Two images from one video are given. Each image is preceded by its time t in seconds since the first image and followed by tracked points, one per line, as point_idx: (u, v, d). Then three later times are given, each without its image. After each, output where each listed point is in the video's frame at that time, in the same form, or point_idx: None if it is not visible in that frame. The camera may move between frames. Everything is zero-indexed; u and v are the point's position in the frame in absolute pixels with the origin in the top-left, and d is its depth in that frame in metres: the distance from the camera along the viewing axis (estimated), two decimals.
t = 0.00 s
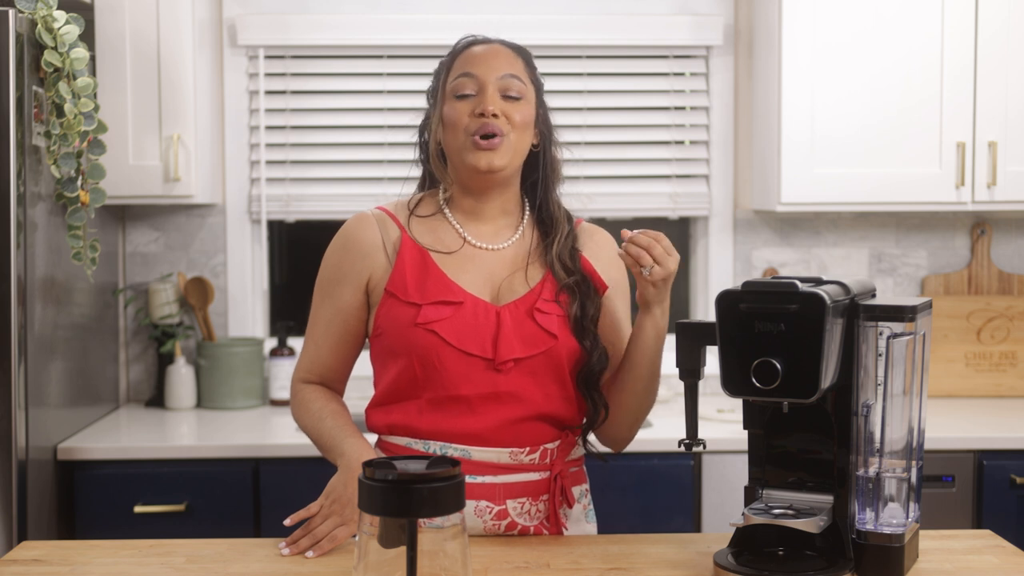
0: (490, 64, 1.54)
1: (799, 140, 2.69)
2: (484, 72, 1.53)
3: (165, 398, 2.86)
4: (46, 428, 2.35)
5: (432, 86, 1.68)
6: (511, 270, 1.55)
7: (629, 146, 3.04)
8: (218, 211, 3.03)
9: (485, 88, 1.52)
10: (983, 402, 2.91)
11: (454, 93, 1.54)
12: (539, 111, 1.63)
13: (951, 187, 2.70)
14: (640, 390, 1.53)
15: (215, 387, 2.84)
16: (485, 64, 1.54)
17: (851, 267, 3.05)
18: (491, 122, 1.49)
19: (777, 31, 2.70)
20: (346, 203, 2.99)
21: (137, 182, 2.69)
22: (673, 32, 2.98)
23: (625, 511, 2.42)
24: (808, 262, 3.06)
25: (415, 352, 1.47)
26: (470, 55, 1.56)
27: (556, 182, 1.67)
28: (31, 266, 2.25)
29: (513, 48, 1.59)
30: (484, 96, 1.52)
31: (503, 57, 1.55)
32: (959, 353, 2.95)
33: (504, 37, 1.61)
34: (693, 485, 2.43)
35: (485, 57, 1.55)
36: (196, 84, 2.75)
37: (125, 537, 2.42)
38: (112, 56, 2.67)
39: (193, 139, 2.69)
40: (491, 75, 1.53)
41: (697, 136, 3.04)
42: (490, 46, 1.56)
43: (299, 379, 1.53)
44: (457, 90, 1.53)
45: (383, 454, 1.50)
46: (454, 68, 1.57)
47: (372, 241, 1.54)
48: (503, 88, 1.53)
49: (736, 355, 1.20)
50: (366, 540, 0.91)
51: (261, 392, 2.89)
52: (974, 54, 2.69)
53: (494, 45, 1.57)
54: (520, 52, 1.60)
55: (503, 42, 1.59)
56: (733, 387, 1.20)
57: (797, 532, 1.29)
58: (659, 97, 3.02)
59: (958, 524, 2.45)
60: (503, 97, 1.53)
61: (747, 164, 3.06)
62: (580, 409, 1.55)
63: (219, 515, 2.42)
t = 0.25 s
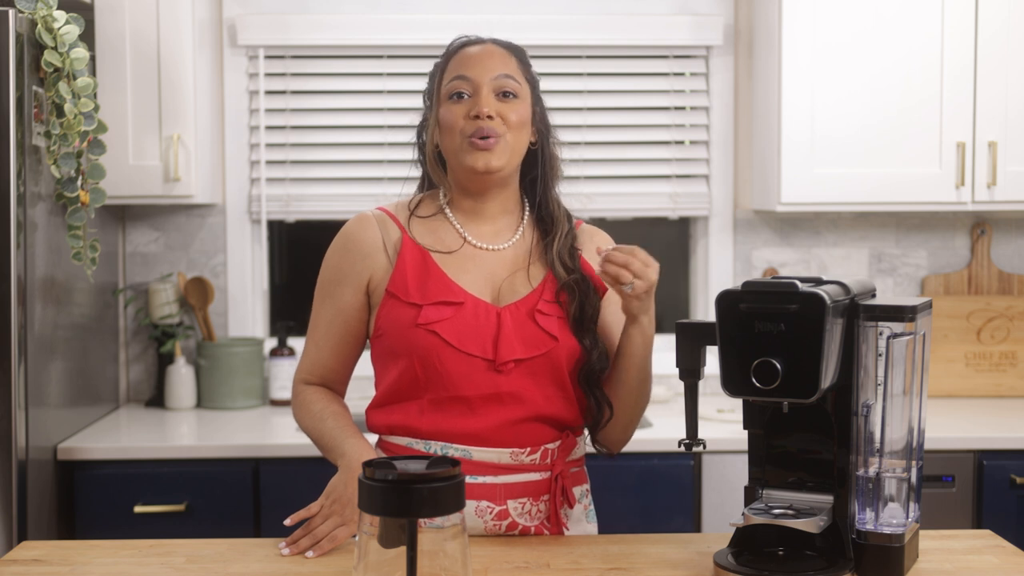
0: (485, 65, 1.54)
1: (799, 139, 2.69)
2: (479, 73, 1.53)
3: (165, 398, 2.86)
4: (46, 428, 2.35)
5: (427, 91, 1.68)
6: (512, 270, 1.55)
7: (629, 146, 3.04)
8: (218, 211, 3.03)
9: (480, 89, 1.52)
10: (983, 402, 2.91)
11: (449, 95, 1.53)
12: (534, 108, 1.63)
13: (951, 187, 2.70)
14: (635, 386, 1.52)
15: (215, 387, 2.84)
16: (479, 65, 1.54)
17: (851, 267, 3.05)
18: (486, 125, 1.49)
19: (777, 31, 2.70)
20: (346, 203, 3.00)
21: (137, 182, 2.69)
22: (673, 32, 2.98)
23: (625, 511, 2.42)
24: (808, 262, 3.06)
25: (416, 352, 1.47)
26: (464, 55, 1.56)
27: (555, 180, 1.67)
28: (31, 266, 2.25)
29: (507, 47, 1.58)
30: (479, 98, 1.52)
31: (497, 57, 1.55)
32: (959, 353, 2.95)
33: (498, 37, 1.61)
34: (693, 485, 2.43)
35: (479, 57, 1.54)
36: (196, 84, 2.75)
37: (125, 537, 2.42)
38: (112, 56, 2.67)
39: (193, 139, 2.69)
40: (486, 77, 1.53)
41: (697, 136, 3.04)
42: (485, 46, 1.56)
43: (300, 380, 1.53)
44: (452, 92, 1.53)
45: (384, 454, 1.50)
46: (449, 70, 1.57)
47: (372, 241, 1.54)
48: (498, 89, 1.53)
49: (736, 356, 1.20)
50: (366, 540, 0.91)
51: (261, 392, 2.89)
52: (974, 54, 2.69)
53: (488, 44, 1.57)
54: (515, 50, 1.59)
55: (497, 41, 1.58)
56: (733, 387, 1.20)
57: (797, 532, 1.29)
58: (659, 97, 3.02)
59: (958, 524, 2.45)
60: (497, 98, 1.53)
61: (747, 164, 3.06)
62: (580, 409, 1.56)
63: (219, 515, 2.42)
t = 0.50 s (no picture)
0: (486, 66, 1.54)
1: (799, 139, 2.69)
2: (479, 75, 1.53)
3: (165, 398, 2.86)
4: (46, 428, 2.35)
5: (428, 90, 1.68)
6: (507, 270, 1.55)
7: (629, 146, 3.04)
8: (218, 211, 3.03)
9: (480, 90, 1.52)
10: (983, 402, 2.91)
11: (449, 95, 1.54)
12: (534, 112, 1.63)
13: (951, 187, 2.70)
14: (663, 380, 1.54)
15: (215, 387, 2.84)
16: (480, 66, 1.54)
17: (851, 267, 3.05)
18: (482, 126, 1.49)
19: (777, 31, 2.70)
20: (346, 203, 3.00)
21: (137, 182, 2.69)
22: (673, 32, 2.98)
23: (625, 511, 2.42)
24: (808, 262, 3.06)
25: (412, 353, 1.47)
26: (466, 55, 1.56)
27: (552, 183, 1.66)
28: (31, 266, 2.25)
29: (509, 48, 1.58)
30: (478, 98, 1.52)
31: (498, 58, 1.55)
32: (959, 353, 2.95)
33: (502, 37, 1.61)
34: (693, 485, 2.43)
35: (481, 58, 1.54)
36: (196, 84, 2.75)
37: (125, 537, 2.42)
38: (112, 56, 2.67)
39: (193, 139, 2.69)
40: (486, 77, 1.53)
41: (697, 136, 3.04)
42: (487, 47, 1.56)
43: (296, 380, 1.52)
44: (452, 91, 1.53)
45: (382, 454, 1.50)
46: (449, 69, 1.56)
47: (368, 242, 1.54)
48: (498, 91, 1.53)
49: (736, 356, 1.20)
50: (366, 540, 0.91)
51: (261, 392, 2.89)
52: (974, 54, 2.69)
53: (490, 45, 1.57)
54: (517, 52, 1.59)
55: (499, 40, 1.59)
56: (733, 387, 1.20)
57: (797, 532, 1.29)
58: (659, 97, 3.02)
59: (958, 524, 2.45)
60: (497, 99, 1.53)
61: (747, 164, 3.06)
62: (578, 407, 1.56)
63: (219, 515, 2.42)
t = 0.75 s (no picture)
0: (501, 73, 1.54)
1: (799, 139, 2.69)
2: (496, 79, 1.53)
3: (165, 398, 2.86)
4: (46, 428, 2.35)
5: (438, 66, 1.66)
6: (497, 266, 1.56)
7: (629, 146, 3.04)
8: (218, 211, 3.03)
9: (495, 98, 1.52)
10: (983, 402, 2.91)
11: (462, 94, 1.53)
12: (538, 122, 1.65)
13: (951, 187, 2.70)
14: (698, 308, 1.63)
15: (216, 387, 2.84)
16: (495, 72, 1.54)
17: (851, 267, 3.05)
18: (492, 134, 1.49)
19: (777, 31, 2.70)
20: (346, 203, 3.00)
21: (137, 183, 2.69)
22: (673, 32, 2.98)
23: (625, 511, 2.42)
24: (808, 262, 3.06)
25: (408, 352, 1.47)
26: (481, 57, 1.55)
27: (546, 186, 1.68)
28: (31, 266, 2.25)
29: (528, 56, 1.59)
30: (492, 105, 1.52)
31: (517, 66, 1.55)
32: (959, 353, 2.95)
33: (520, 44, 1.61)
34: (693, 485, 2.43)
35: (496, 64, 1.54)
36: (196, 84, 2.75)
37: (125, 537, 2.42)
38: (112, 56, 2.67)
39: (193, 139, 2.69)
40: (501, 85, 1.53)
41: (697, 136, 3.04)
42: (503, 53, 1.56)
43: (290, 391, 1.52)
44: (466, 91, 1.53)
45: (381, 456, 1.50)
46: (465, 67, 1.56)
47: (355, 247, 1.54)
48: (511, 102, 1.53)
49: (736, 356, 1.20)
50: (366, 540, 0.91)
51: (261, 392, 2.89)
52: (974, 54, 2.69)
53: (509, 51, 1.57)
54: (534, 61, 1.60)
55: (518, 46, 1.59)
56: (733, 387, 1.20)
57: (797, 532, 1.29)
58: (659, 97, 3.02)
59: (958, 524, 2.45)
60: (509, 110, 1.53)
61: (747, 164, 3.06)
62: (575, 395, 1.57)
63: (219, 515, 2.42)
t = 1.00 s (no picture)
0: (485, 74, 1.54)
1: (799, 139, 2.69)
2: (481, 80, 1.53)
3: (165, 398, 2.86)
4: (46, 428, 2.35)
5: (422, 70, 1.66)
6: (492, 267, 1.56)
7: (629, 146, 3.04)
8: (218, 211, 3.03)
9: (480, 98, 1.52)
10: (983, 402, 2.91)
11: (447, 96, 1.53)
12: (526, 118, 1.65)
13: (951, 187, 2.70)
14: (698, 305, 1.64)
15: (216, 387, 2.84)
16: (480, 73, 1.54)
17: (851, 267, 3.05)
18: (479, 134, 1.49)
19: (777, 31, 2.70)
20: (346, 203, 2.99)
21: (137, 183, 2.69)
22: (673, 32, 2.98)
23: (625, 511, 2.42)
24: (808, 262, 3.06)
25: (406, 355, 1.48)
26: (466, 59, 1.55)
27: (536, 181, 1.67)
28: (31, 266, 2.25)
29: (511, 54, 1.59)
30: (477, 106, 1.52)
31: (499, 65, 1.56)
32: (959, 353, 2.95)
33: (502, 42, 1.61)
34: (693, 485, 2.43)
35: (482, 64, 1.54)
36: (196, 84, 2.75)
37: (126, 537, 2.42)
38: (112, 56, 2.67)
39: (193, 139, 2.69)
40: (486, 85, 1.53)
41: (697, 136, 3.04)
42: (488, 53, 1.56)
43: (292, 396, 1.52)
44: (451, 93, 1.53)
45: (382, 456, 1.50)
46: (449, 69, 1.56)
47: (350, 251, 1.54)
48: (496, 101, 1.53)
49: (736, 356, 1.20)
50: (366, 540, 0.91)
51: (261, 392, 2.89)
52: (974, 54, 2.69)
53: (491, 49, 1.57)
54: (516, 56, 1.60)
55: (500, 44, 1.59)
56: (733, 387, 1.20)
57: (797, 532, 1.29)
58: (659, 97, 3.02)
59: (958, 524, 2.45)
60: (495, 109, 1.53)
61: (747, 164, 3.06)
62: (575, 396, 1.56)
63: (219, 515, 2.42)
